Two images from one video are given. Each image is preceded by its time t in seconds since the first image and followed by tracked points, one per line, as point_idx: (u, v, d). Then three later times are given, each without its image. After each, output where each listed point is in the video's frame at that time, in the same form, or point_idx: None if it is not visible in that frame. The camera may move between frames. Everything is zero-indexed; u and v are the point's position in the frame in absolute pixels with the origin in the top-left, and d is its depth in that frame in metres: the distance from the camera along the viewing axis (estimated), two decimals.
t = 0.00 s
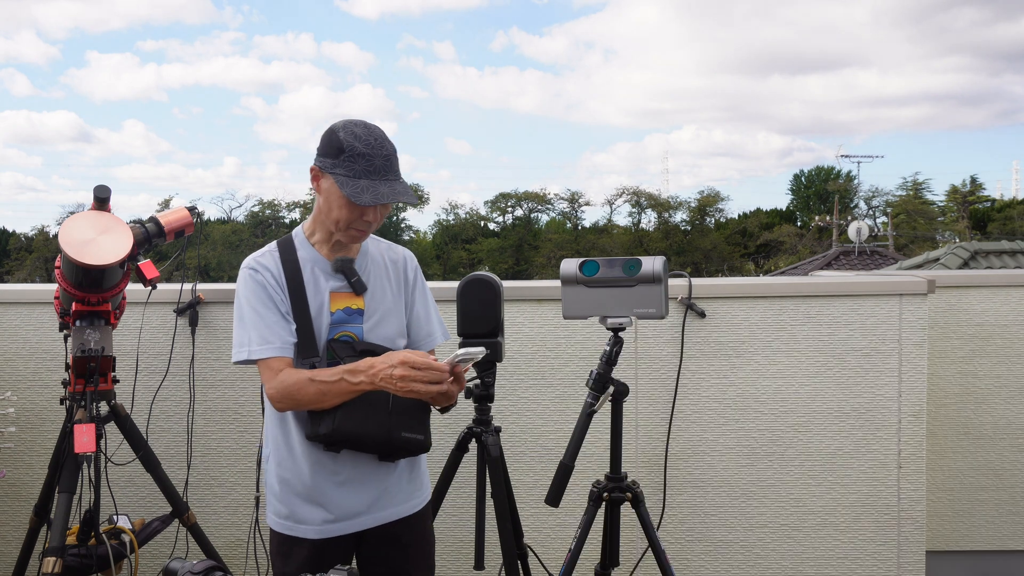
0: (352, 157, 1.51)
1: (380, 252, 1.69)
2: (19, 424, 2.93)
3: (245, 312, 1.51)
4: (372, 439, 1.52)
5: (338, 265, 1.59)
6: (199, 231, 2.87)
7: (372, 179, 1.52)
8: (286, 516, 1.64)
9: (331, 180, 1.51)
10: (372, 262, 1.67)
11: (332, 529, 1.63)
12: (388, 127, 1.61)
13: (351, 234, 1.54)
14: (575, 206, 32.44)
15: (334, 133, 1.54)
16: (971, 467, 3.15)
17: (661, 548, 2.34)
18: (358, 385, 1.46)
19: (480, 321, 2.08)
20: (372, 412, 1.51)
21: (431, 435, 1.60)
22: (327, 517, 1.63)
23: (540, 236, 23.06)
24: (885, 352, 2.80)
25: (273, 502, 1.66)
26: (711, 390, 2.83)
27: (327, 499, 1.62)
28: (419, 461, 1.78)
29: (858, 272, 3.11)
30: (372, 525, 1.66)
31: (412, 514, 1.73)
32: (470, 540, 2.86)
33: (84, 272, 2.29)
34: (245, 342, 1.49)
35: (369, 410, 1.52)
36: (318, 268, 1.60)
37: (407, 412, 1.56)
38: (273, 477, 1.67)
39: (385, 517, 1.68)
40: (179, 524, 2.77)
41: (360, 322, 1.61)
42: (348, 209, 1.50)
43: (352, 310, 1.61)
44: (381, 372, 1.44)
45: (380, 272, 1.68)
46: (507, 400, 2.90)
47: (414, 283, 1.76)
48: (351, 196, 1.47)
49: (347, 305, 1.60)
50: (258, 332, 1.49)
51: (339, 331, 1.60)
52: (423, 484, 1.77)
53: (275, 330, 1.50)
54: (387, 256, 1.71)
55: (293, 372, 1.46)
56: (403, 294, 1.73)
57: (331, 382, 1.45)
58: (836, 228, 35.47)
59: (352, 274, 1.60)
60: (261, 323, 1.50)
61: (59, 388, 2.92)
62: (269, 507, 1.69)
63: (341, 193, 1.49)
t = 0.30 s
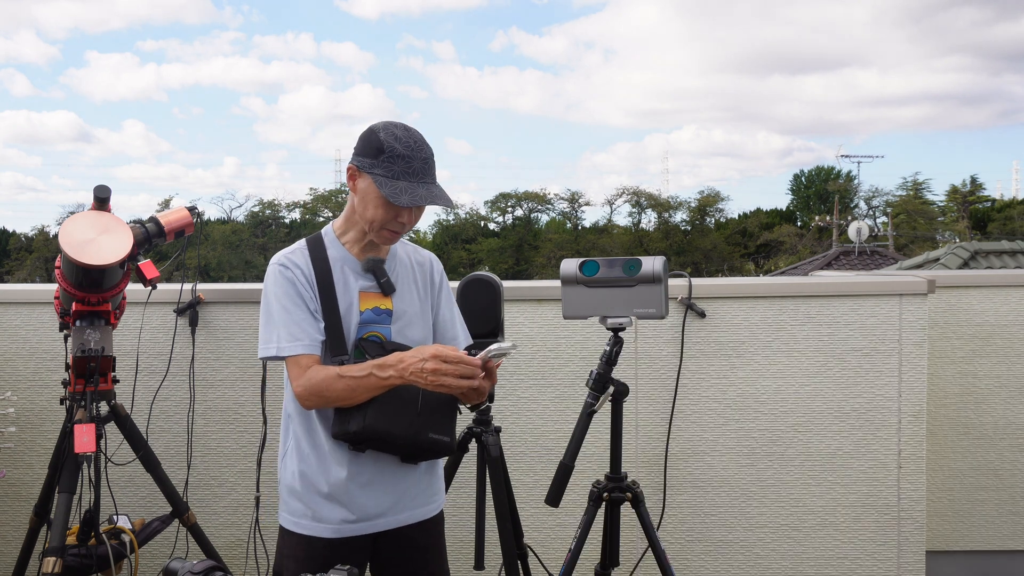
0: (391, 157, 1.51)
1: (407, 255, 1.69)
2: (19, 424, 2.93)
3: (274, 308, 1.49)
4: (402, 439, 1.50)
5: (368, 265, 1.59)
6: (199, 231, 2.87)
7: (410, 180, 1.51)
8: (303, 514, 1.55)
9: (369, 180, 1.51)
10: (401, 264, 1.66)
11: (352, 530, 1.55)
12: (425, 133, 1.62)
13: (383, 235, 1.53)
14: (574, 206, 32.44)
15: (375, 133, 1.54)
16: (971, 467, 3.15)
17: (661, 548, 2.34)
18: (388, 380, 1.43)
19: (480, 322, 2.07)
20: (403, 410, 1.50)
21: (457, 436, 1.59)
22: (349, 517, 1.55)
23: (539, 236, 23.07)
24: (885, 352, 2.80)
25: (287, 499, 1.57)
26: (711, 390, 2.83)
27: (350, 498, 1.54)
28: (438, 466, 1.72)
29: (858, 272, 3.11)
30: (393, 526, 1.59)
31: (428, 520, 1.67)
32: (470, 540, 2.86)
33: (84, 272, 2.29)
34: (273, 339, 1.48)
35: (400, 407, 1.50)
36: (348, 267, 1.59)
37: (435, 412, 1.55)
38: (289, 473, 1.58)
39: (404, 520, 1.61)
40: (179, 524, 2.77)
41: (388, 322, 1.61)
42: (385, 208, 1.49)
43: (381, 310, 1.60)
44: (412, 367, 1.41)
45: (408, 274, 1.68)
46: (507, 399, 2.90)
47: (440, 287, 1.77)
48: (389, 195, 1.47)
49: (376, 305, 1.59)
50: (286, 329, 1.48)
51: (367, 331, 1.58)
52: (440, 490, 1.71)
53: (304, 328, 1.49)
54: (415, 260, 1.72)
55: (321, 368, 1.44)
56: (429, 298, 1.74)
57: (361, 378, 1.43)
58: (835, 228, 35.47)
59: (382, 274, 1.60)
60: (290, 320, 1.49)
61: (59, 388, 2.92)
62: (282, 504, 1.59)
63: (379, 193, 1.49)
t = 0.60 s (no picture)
0: (391, 155, 1.51)
1: (399, 255, 1.70)
2: (19, 424, 2.93)
3: (273, 313, 1.47)
4: (424, 438, 1.51)
5: (366, 265, 1.59)
6: (199, 231, 2.87)
7: (411, 178, 1.51)
8: (307, 522, 1.54)
9: (370, 178, 1.50)
10: (395, 264, 1.67)
11: (359, 535, 1.55)
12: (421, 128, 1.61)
13: (382, 233, 1.53)
14: (574, 206, 32.44)
15: (372, 131, 1.53)
16: (971, 467, 3.15)
17: (661, 548, 2.34)
18: (397, 376, 1.42)
19: (480, 322, 2.07)
20: (423, 408, 1.52)
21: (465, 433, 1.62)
22: (355, 523, 1.54)
23: (540, 236, 23.07)
24: (885, 352, 2.80)
25: (288, 509, 1.55)
26: (711, 390, 2.83)
27: (354, 503, 1.54)
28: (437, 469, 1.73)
29: (857, 271, 3.11)
30: (398, 530, 1.60)
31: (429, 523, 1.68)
32: (470, 540, 2.86)
33: (84, 272, 2.29)
34: (273, 345, 1.46)
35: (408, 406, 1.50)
36: (345, 268, 1.59)
37: (443, 410, 1.56)
38: (289, 483, 1.56)
39: (407, 522, 1.61)
40: (178, 524, 2.77)
41: (387, 323, 1.61)
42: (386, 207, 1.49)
43: (381, 310, 1.60)
44: (423, 359, 1.41)
45: (401, 274, 1.69)
46: (507, 400, 2.90)
47: (431, 284, 1.79)
48: (393, 193, 1.47)
49: (376, 307, 1.60)
50: (286, 335, 1.46)
51: (369, 334, 1.59)
52: (438, 492, 1.73)
53: (305, 332, 1.47)
54: (407, 259, 1.73)
55: (325, 371, 1.43)
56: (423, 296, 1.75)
57: (368, 376, 1.42)
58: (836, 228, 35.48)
59: (380, 275, 1.60)
60: (290, 325, 1.46)
61: (59, 388, 2.92)
62: (280, 514, 1.57)
63: (379, 191, 1.49)
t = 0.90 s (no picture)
0: (361, 146, 1.50)
1: (373, 253, 1.71)
2: (19, 424, 2.93)
3: (252, 322, 1.45)
4: (421, 436, 1.52)
5: (344, 265, 1.58)
6: (199, 231, 2.87)
7: (384, 168, 1.51)
8: (304, 533, 1.52)
9: (342, 171, 1.49)
10: (370, 263, 1.68)
11: (358, 542, 1.54)
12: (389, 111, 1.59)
13: (359, 227, 1.54)
14: (574, 206, 32.45)
15: (339, 123, 1.52)
16: (971, 467, 3.15)
17: (661, 548, 2.34)
18: (386, 370, 1.41)
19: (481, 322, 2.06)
20: (418, 406, 1.52)
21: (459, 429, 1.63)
22: (354, 531, 1.54)
23: (540, 236, 23.08)
24: (885, 352, 2.80)
25: (282, 520, 1.53)
26: (711, 390, 2.83)
27: (353, 510, 1.53)
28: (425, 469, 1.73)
29: (858, 271, 3.11)
30: (396, 534, 1.60)
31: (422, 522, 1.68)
32: (470, 540, 2.86)
33: (84, 272, 2.29)
34: (256, 354, 1.45)
35: (400, 403, 1.50)
36: (324, 269, 1.58)
37: (434, 404, 1.56)
38: (282, 493, 1.53)
39: (403, 524, 1.61)
40: (178, 524, 2.77)
41: (369, 322, 1.60)
42: (359, 201, 1.50)
43: (363, 310, 1.59)
44: (412, 348, 1.39)
45: (377, 271, 1.69)
46: (507, 400, 2.90)
47: (407, 280, 1.79)
48: (368, 184, 1.46)
49: (358, 306, 1.59)
50: (268, 343, 1.44)
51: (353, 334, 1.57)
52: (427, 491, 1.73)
53: (287, 338, 1.45)
54: (381, 256, 1.74)
55: (312, 376, 1.42)
56: (399, 290, 1.75)
57: (357, 374, 1.41)
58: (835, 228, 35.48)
59: (358, 273, 1.60)
60: (271, 332, 1.45)
61: (59, 388, 2.92)
62: (272, 527, 1.54)
63: (351, 186, 1.49)
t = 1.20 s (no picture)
0: (343, 140, 1.50)
1: (356, 254, 1.70)
2: (19, 424, 2.93)
3: (240, 328, 1.45)
4: (419, 436, 1.52)
5: (331, 265, 1.58)
6: (198, 231, 2.87)
7: (367, 161, 1.51)
8: (300, 541, 1.51)
9: (325, 167, 1.49)
10: (355, 264, 1.68)
11: (355, 547, 1.54)
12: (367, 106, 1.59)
13: (345, 224, 1.54)
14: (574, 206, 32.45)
15: (318, 119, 1.52)
16: (971, 467, 3.15)
17: (661, 548, 2.34)
18: (368, 369, 1.41)
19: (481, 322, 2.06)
20: (414, 407, 1.52)
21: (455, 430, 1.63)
22: (351, 536, 1.54)
23: (540, 236, 23.09)
24: (885, 352, 2.80)
25: (277, 529, 1.51)
26: (711, 390, 2.83)
27: (349, 516, 1.53)
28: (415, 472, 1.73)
29: (858, 271, 3.11)
30: (391, 537, 1.60)
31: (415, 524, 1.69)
32: (470, 540, 2.86)
33: (84, 272, 2.29)
34: (242, 361, 1.44)
35: (395, 404, 1.50)
36: (311, 270, 1.57)
37: (429, 402, 1.56)
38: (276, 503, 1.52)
39: (399, 527, 1.62)
40: (178, 524, 2.77)
41: (359, 323, 1.61)
42: (344, 196, 1.50)
43: (353, 310, 1.60)
44: (394, 344, 1.41)
45: (362, 272, 1.69)
46: (507, 400, 2.90)
47: (390, 279, 1.79)
48: (353, 177, 1.46)
49: (348, 307, 1.59)
50: (256, 350, 1.44)
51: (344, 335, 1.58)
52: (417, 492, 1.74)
53: (275, 345, 1.45)
54: (364, 255, 1.73)
55: (297, 382, 1.43)
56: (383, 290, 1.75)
57: (341, 375, 1.41)
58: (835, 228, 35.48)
59: (346, 274, 1.60)
60: (260, 339, 1.44)
61: (59, 388, 2.92)
62: (267, 537, 1.53)
63: (335, 182, 1.49)
